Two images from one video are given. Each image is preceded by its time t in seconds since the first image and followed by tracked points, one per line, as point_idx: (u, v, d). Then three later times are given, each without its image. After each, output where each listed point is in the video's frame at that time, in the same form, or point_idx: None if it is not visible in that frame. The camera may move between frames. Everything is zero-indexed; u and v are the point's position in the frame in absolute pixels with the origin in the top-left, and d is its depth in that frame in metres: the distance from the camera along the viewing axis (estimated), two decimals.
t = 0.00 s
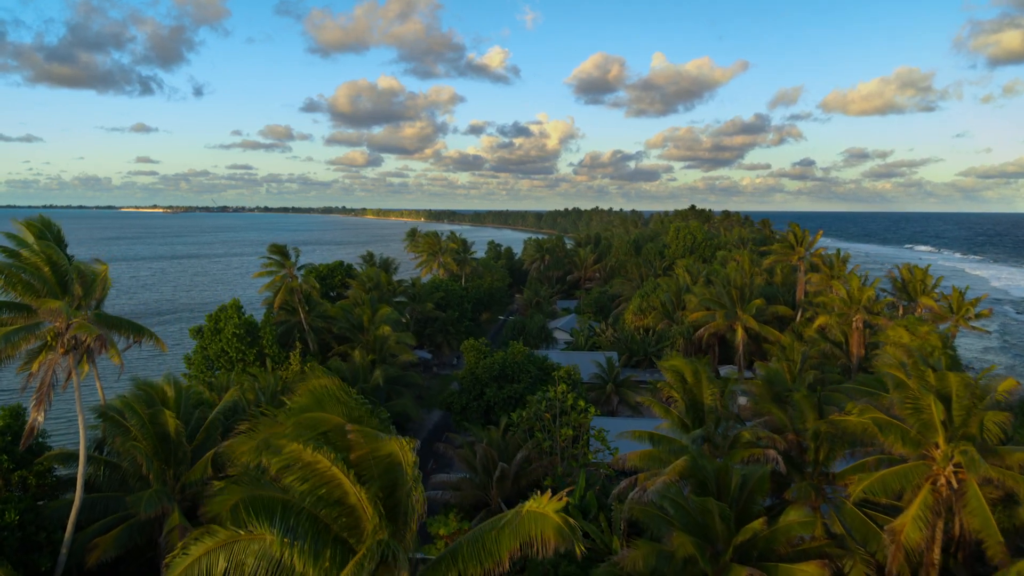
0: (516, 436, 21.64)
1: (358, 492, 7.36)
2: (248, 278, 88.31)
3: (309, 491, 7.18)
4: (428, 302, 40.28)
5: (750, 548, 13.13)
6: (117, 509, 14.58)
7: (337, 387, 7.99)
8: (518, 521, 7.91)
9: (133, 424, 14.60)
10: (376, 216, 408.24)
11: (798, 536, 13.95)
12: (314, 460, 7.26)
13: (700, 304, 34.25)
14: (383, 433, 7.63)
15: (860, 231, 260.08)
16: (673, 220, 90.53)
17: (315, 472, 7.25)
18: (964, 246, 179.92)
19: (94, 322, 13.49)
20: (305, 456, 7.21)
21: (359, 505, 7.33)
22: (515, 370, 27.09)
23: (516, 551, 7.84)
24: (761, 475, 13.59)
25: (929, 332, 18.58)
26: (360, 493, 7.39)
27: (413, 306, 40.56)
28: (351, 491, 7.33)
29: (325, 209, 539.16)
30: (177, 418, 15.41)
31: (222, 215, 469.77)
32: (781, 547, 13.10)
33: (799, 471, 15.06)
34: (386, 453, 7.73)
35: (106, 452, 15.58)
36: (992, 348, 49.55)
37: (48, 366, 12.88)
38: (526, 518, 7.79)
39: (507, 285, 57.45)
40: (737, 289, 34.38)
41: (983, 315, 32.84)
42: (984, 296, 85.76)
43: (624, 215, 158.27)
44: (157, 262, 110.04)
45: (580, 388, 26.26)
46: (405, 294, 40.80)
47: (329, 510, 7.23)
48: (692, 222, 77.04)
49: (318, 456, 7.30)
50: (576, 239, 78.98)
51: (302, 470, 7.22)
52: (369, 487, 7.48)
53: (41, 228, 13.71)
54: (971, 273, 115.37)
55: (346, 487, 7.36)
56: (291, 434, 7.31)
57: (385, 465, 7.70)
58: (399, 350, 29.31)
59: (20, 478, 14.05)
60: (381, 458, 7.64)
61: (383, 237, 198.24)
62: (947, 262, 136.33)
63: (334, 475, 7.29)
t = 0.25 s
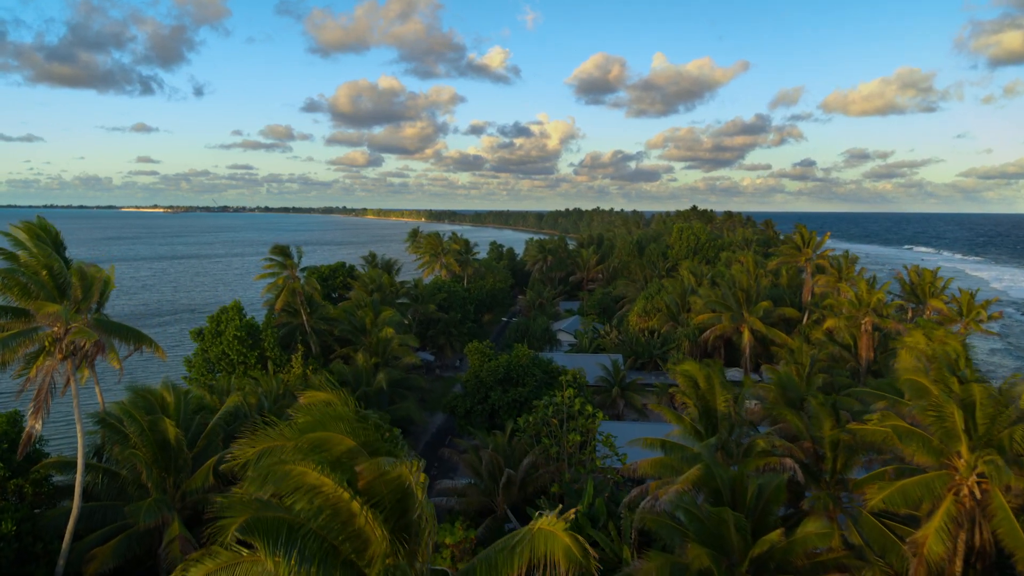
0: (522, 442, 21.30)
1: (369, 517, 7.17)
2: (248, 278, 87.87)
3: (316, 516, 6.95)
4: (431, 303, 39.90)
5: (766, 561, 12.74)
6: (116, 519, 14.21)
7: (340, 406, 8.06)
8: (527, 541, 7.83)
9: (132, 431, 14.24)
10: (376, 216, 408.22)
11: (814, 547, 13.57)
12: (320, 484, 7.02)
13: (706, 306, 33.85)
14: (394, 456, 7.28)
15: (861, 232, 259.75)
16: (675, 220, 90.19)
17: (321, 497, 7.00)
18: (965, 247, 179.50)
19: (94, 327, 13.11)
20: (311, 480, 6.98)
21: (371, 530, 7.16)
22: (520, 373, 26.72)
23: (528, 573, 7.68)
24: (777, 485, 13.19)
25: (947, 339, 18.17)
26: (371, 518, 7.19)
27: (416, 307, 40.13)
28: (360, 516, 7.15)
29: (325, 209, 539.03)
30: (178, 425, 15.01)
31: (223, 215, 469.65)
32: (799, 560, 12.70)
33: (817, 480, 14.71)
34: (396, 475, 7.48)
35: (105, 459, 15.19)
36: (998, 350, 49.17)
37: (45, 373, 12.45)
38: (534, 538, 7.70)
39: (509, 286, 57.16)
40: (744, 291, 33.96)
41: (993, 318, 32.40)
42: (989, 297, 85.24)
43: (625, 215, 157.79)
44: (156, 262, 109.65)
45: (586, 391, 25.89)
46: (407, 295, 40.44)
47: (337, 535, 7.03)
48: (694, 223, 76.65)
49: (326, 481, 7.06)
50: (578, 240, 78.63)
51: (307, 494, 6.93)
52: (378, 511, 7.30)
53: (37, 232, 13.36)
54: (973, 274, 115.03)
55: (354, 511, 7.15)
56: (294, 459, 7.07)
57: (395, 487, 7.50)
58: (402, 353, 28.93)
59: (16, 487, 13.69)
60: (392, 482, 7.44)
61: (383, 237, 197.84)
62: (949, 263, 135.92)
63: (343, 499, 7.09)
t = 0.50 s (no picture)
0: (529, 447, 20.95)
1: (379, 538, 6.98)
2: (248, 279, 87.37)
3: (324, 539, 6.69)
4: (434, 305, 39.50)
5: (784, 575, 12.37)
6: (116, 529, 13.85)
7: (345, 425, 7.99)
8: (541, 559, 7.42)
9: (132, 439, 13.87)
10: (376, 216, 407.61)
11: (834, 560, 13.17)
12: (327, 506, 6.72)
13: (713, 308, 33.44)
14: (405, 478, 6.92)
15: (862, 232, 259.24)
16: (678, 221, 89.70)
17: (329, 518, 6.71)
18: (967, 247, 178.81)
19: (92, 332, 12.73)
20: (318, 502, 6.69)
21: (382, 552, 6.98)
22: (526, 377, 26.32)
23: None
24: (795, 495, 12.83)
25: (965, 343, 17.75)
26: (381, 539, 6.99)
27: (419, 309, 39.73)
28: (370, 538, 6.94)
29: (325, 209, 538.69)
30: (178, 432, 14.63)
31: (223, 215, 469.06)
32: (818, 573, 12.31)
33: (834, 489, 14.34)
34: (408, 495, 7.18)
35: (105, 467, 14.85)
36: (1005, 352, 48.68)
37: (43, 380, 12.06)
38: (546, 556, 7.26)
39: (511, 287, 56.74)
40: (751, 292, 33.54)
41: (1004, 320, 31.94)
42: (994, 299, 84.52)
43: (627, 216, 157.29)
44: (156, 263, 109.18)
45: (593, 395, 25.51)
46: (410, 296, 40.05)
47: (347, 556, 6.88)
48: (697, 223, 76.20)
49: (333, 502, 6.79)
50: (581, 240, 78.15)
51: (314, 517, 6.62)
52: (390, 534, 7.07)
53: (32, 234, 12.99)
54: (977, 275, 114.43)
55: (364, 533, 6.93)
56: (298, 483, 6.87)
57: (409, 508, 7.20)
58: (406, 355, 28.54)
59: (13, 496, 13.33)
60: (405, 503, 7.13)
61: (383, 238, 197.29)
62: (952, 264, 135.31)
63: (351, 520, 6.86)
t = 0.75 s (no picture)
0: (536, 453, 20.57)
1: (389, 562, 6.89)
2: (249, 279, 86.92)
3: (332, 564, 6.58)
4: (437, 306, 39.11)
5: None
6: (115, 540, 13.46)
7: (363, 441, 7.77)
8: None
9: (132, 447, 13.50)
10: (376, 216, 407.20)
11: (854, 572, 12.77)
12: (336, 530, 6.68)
13: (719, 310, 33.03)
14: (420, 499, 7.05)
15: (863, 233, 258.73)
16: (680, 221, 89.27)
17: (338, 542, 6.65)
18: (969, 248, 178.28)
19: (90, 338, 12.36)
20: (326, 525, 6.65)
21: None
22: (531, 380, 25.92)
23: None
24: (815, 507, 12.48)
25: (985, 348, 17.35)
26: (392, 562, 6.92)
27: (421, 310, 39.33)
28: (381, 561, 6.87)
29: (326, 209, 538.32)
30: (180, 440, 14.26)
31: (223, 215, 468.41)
32: None
33: (853, 499, 13.97)
34: (423, 517, 7.18)
35: (104, 476, 14.48)
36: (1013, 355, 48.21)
37: (40, 388, 11.69)
38: None
39: (514, 288, 56.31)
40: (758, 294, 33.14)
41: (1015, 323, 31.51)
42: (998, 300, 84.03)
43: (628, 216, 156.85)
44: (156, 262, 108.71)
45: (599, 400, 25.11)
46: (412, 297, 39.65)
47: None
48: (701, 224, 75.73)
49: (343, 525, 6.72)
50: (583, 241, 77.68)
51: (323, 541, 6.58)
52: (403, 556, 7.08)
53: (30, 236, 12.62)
54: (980, 276, 113.93)
55: (375, 556, 6.86)
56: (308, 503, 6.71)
57: (423, 529, 7.23)
58: (410, 358, 28.15)
59: (10, 505, 12.99)
60: (419, 525, 7.16)
61: (384, 238, 196.83)
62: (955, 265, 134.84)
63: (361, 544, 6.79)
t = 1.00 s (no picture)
0: (543, 460, 20.23)
1: None
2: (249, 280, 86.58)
3: None
4: (439, 308, 38.74)
5: None
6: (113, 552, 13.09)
7: (382, 460, 7.86)
8: None
9: (131, 456, 13.17)
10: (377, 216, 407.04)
11: None
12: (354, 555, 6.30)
13: (725, 312, 32.63)
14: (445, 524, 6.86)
15: (865, 233, 258.17)
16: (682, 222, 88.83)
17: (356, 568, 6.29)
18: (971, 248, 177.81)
19: (87, 345, 11.96)
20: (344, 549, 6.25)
21: None
22: (537, 384, 25.54)
23: None
24: (834, 520, 12.11)
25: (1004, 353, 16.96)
26: None
27: (424, 312, 38.96)
28: None
29: (326, 209, 538.06)
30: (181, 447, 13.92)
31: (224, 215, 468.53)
32: None
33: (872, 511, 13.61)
34: (446, 543, 6.96)
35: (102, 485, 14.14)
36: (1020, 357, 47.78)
37: (34, 396, 11.27)
38: None
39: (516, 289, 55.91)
40: (765, 297, 32.74)
41: None
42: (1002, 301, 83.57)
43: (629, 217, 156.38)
44: (156, 263, 108.37)
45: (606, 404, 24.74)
46: (415, 299, 39.29)
47: None
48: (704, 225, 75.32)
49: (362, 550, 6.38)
50: (586, 241, 77.25)
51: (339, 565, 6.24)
52: None
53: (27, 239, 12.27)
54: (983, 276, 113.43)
55: None
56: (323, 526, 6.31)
57: (446, 557, 7.03)
58: (413, 361, 27.78)
59: (6, 515, 12.66)
60: (441, 552, 6.97)
61: (384, 238, 196.43)
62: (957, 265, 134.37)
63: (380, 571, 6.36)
